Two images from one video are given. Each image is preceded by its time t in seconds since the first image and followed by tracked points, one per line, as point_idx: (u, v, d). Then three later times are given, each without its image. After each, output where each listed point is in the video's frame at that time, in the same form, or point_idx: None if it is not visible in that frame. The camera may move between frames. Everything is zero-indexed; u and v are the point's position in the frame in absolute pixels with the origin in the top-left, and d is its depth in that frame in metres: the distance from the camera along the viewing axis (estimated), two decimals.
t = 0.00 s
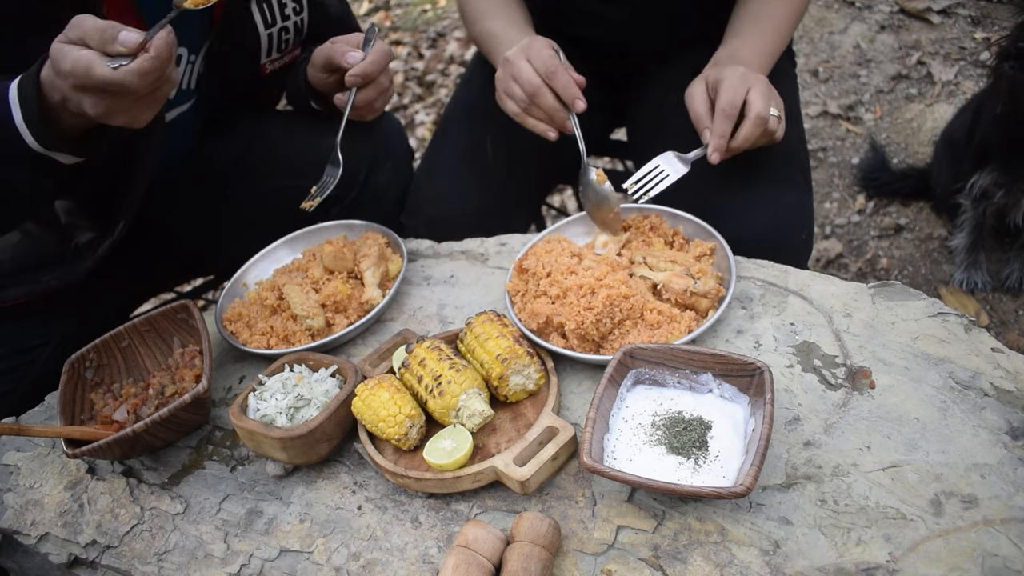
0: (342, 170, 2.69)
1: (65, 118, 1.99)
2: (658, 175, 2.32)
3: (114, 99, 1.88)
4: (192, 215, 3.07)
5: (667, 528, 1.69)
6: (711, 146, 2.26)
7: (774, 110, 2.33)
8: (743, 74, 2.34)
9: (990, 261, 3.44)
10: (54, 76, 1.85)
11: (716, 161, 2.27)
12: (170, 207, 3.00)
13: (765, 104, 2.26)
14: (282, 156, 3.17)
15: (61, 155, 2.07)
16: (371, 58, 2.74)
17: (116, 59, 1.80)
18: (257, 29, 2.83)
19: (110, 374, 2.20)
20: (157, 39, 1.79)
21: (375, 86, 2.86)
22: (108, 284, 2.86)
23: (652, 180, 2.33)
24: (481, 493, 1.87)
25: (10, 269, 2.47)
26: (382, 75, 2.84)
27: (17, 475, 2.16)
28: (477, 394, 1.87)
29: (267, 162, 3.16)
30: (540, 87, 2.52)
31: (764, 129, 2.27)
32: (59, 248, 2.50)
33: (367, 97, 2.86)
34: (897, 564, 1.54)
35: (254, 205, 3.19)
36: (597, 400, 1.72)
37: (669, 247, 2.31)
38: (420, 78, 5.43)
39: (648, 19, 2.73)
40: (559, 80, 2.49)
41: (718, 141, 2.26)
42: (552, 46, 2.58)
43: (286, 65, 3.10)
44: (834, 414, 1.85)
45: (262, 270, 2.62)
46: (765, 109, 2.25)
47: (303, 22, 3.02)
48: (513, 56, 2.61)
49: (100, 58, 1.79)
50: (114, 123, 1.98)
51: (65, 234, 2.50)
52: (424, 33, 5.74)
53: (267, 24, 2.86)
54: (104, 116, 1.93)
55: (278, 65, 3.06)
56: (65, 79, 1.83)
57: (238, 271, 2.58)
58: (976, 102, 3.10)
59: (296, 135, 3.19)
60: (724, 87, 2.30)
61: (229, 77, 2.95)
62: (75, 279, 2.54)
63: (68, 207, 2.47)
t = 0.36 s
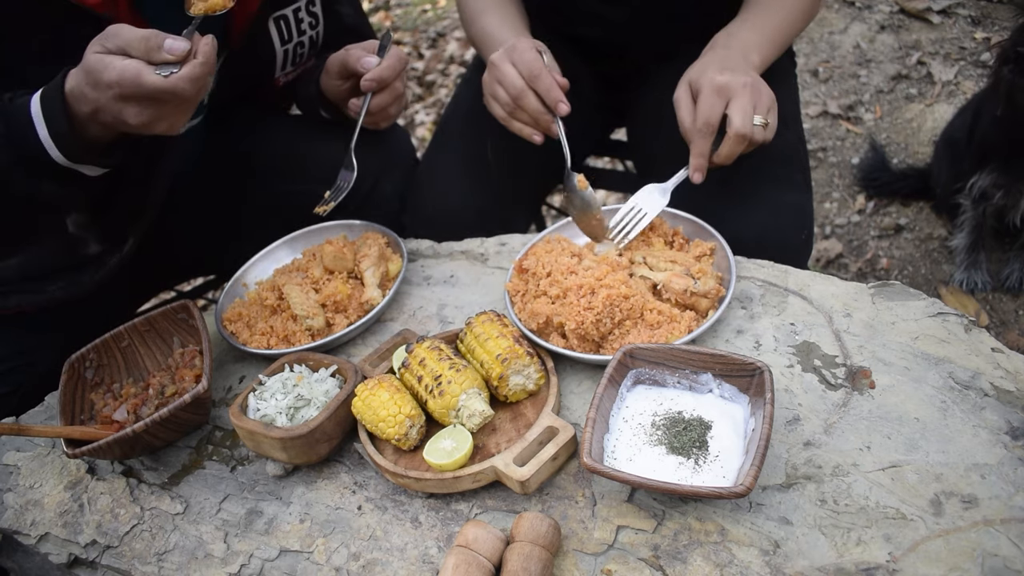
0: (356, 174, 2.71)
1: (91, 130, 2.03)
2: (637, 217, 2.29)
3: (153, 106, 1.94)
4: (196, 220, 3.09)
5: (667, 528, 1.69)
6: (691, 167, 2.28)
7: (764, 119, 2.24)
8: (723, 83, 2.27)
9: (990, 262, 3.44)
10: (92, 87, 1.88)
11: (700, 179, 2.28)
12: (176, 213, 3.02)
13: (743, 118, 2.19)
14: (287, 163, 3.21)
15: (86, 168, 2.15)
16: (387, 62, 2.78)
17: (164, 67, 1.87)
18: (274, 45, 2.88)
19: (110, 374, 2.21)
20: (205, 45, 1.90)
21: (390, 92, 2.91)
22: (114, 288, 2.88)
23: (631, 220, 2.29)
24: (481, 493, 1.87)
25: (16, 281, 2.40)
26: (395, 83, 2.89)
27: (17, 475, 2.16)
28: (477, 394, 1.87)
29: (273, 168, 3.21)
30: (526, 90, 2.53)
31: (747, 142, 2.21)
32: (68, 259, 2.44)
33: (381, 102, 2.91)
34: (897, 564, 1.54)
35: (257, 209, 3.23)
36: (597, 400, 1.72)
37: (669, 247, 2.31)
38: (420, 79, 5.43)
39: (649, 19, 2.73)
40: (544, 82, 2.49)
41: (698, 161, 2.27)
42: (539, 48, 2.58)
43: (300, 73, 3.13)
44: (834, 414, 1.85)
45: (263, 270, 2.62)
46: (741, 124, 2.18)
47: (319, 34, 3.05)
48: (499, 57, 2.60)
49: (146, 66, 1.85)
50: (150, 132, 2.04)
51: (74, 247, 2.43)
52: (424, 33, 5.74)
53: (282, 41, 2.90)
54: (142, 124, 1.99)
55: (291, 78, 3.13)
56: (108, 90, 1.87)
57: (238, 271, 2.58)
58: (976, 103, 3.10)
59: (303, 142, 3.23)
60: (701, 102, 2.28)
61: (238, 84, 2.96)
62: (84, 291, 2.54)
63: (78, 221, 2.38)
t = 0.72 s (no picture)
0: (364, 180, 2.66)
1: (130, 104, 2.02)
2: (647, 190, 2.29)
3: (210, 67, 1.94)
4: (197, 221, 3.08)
5: (667, 528, 1.69)
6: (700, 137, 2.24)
7: (771, 79, 2.17)
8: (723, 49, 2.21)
9: (990, 262, 3.44)
10: (145, 58, 1.86)
11: (711, 148, 2.25)
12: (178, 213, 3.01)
13: (745, 82, 2.13)
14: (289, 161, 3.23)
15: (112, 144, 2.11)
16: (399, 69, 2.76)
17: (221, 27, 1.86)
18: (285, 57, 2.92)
19: (110, 374, 2.21)
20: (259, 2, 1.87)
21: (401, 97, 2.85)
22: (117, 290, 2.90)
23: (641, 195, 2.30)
24: (481, 493, 1.87)
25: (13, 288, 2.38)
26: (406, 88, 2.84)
27: (17, 475, 2.16)
28: (477, 394, 1.87)
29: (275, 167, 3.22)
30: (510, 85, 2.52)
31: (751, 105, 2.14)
32: (67, 267, 2.44)
33: (389, 107, 2.84)
34: (897, 564, 1.54)
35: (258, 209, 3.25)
36: (597, 400, 1.72)
37: (669, 247, 2.31)
38: (420, 79, 5.43)
39: (649, 19, 2.73)
40: (525, 75, 2.46)
41: (705, 130, 2.23)
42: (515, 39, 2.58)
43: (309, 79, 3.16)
44: (834, 414, 1.85)
45: (263, 270, 2.62)
46: (742, 88, 2.13)
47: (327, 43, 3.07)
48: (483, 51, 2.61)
49: (209, 28, 1.84)
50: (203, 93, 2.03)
51: (74, 255, 2.44)
52: (425, 33, 5.74)
53: (292, 53, 2.94)
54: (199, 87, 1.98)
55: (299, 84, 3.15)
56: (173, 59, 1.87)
57: (238, 271, 2.58)
58: (977, 103, 3.10)
59: (306, 145, 3.23)
60: (704, 69, 2.23)
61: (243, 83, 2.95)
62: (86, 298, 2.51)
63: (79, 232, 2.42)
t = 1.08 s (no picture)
0: (355, 181, 2.63)
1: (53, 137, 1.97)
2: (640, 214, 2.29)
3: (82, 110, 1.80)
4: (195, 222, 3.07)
5: (667, 528, 1.69)
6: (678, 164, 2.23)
7: (739, 99, 2.09)
8: (677, 76, 2.16)
9: (990, 262, 3.44)
10: None
11: (690, 174, 2.22)
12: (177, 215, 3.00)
13: (702, 109, 2.08)
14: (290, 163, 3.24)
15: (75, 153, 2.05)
16: (389, 73, 2.77)
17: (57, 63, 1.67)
18: (272, 41, 2.83)
19: (110, 374, 2.21)
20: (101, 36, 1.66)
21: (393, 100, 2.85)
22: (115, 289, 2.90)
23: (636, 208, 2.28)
24: (481, 493, 1.87)
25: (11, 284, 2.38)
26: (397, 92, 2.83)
27: (17, 475, 2.16)
28: (477, 394, 1.87)
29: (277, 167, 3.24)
30: (550, 101, 2.57)
31: (714, 130, 2.09)
32: (68, 265, 2.46)
33: (382, 110, 2.85)
34: (897, 564, 1.54)
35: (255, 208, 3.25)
36: (597, 400, 1.72)
37: (670, 247, 2.30)
38: (420, 78, 5.43)
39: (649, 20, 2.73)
40: (563, 95, 2.51)
41: (680, 158, 2.21)
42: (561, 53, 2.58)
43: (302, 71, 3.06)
44: (834, 414, 1.85)
45: (263, 270, 2.62)
46: (698, 116, 2.08)
47: (319, 30, 2.99)
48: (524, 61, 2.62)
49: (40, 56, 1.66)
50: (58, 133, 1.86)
51: (76, 251, 2.48)
52: (424, 33, 5.74)
53: (281, 37, 2.85)
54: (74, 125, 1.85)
55: (291, 70, 3.02)
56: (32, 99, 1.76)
57: (238, 271, 2.58)
58: (976, 103, 3.10)
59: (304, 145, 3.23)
60: (667, 100, 2.21)
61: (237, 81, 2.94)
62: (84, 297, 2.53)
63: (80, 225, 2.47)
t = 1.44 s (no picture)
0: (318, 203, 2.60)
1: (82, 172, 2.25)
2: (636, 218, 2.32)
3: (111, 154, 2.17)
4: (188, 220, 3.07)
5: (667, 528, 1.69)
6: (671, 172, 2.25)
7: (723, 106, 2.08)
8: (659, 87, 2.15)
9: (990, 262, 3.44)
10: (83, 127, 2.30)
11: (684, 181, 2.24)
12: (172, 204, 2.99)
13: (683, 118, 2.09)
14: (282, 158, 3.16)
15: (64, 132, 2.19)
16: (343, 77, 2.70)
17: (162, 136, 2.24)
18: (235, 9, 2.73)
19: (110, 374, 2.21)
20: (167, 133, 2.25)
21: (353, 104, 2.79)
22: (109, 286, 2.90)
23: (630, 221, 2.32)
24: (481, 493, 1.87)
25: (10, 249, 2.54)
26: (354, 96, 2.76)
27: (17, 475, 2.15)
28: (477, 394, 1.87)
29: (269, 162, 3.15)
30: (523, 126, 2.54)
31: (696, 138, 2.09)
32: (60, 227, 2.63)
33: (343, 115, 2.79)
34: (897, 564, 1.54)
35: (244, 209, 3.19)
36: (597, 400, 1.72)
37: (670, 247, 2.30)
38: (420, 79, 5.43)
39: (649, 20, 2.73)
40: (529, 122, 2.48)
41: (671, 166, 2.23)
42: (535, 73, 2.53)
43: (276, 52, 2.98)
44: (834, 414, 1.85)
45: (263, 270, 2.62)
46: (680, 126, 2.09)
47: (290, 7, 2.88)
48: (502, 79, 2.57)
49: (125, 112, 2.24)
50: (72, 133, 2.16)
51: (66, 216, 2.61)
52: (424, 33, 5.74)
53: (246, 6, 2.76)
54: (112, 161, 2.19)
55: (265, 49, 2.94)
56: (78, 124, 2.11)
57: (238, 271, 2.58)
58: (976, 103, 3.10)
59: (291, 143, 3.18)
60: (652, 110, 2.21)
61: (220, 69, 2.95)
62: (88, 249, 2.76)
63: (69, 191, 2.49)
